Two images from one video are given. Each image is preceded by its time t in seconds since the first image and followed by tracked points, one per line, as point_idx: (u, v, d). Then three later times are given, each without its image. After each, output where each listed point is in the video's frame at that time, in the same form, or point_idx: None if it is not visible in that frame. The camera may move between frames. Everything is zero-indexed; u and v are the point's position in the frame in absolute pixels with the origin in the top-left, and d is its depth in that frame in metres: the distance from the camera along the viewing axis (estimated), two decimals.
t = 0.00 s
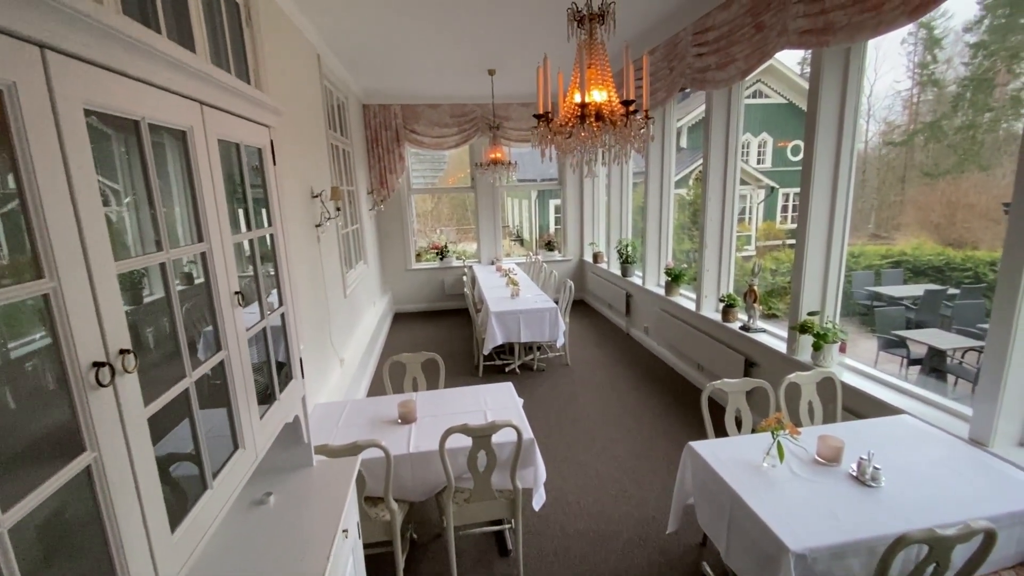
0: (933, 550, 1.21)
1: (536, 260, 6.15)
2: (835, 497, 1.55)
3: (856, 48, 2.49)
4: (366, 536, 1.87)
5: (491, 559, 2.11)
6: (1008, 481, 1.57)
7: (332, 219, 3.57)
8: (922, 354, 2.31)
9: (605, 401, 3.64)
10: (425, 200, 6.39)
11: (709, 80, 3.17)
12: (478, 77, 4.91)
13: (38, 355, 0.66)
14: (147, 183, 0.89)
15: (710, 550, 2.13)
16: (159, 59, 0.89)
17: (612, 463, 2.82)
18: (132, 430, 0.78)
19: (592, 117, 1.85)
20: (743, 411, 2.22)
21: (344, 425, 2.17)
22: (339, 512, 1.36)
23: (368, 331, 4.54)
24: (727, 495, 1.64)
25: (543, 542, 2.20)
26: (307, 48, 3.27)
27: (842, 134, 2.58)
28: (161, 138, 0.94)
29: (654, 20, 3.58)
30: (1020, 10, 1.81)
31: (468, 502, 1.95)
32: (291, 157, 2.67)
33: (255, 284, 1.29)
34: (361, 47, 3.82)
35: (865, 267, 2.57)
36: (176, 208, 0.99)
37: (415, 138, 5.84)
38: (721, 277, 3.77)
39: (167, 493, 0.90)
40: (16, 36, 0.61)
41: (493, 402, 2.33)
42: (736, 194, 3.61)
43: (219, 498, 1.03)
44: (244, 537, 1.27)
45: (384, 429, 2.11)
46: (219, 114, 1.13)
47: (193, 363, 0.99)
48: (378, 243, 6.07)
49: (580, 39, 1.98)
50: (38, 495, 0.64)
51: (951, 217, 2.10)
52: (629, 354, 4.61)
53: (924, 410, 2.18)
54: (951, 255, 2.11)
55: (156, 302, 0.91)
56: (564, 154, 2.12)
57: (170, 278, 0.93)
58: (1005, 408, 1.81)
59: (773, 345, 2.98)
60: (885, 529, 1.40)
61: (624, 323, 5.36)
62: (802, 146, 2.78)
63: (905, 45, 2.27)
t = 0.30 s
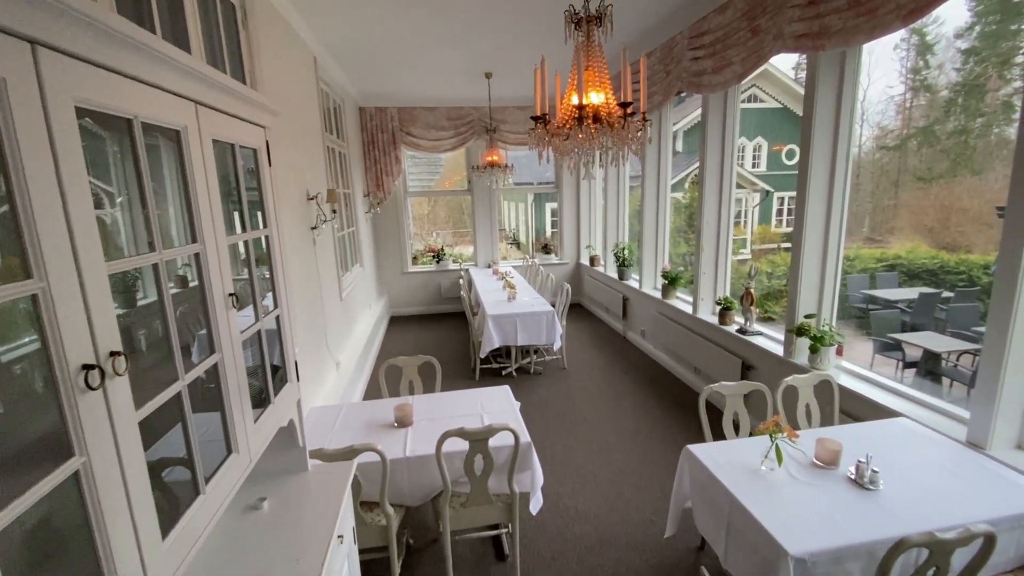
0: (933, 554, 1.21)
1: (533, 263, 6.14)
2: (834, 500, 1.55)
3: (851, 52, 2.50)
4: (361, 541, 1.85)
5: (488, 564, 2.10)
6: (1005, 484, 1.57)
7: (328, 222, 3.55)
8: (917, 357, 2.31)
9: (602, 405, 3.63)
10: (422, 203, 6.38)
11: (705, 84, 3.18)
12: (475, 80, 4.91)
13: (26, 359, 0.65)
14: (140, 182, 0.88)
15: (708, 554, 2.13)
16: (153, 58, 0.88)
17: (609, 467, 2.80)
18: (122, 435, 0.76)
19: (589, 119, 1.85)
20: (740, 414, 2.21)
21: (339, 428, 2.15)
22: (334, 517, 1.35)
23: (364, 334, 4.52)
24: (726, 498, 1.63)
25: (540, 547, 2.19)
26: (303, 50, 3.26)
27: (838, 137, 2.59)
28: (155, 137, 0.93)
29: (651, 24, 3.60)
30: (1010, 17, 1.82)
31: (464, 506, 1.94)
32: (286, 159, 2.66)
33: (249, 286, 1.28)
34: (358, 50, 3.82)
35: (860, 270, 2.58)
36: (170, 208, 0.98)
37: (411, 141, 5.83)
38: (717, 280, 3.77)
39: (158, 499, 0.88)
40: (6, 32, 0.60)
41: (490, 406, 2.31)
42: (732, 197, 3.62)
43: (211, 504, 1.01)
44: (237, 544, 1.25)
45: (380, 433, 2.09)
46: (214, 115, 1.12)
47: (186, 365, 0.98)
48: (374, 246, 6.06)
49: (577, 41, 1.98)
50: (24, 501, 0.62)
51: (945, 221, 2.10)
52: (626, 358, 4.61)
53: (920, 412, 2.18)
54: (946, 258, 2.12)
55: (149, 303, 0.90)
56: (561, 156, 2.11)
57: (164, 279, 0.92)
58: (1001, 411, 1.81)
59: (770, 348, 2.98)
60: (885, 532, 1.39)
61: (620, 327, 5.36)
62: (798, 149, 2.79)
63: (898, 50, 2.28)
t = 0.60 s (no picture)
0: (926, 562, 1.21)
1: (529, 268, 6.16)
2: (828, 507, 1.55)
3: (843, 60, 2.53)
4: (355, 551, 1.84)
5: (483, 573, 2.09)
6: (998, 491, 1.57)
7: (324, 228, 3.55)
8: (911, 362, 2.33)
9: (598, 411, 3.63)
10: (418, 209, 6.39)
11: (699, 92, 3.21)
12: (471, 87, 4.93)
13: (16, 372, 0.64)
14: (134, 194, 0.88)
15: (703, 561, 2.12)
16: (148, 69, 0.88)
17: (604, 474, 2.80)
18: (114, 446, 0.76)
19: (583, 128, 1.86)
20: (735, 421, 2.21)
21: (334, 436, 2.14)
22: (328, 527, 1.34)
23: (360, 341, 4.50)
24: (720, 506, 1.63)
25: (535, 554, 2.18)
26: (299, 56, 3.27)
27: (830, 144, 2.62)
28: (149, 148, 0.93)
29: (645, 32, 3.63)
30: (1001, 25, 1.85)
31: (459, 514, 1.93)
32: (282, 166, 2.66)
33: (243, 293, 1.27)
34: (355, 57, 3.83)
35: (853, 276, 2.60)
36: (164, 218, 0.98)
37: (408, 147, 5.84)
38: (712, 286, 3.79)
39: (150, 510, 0.88)
40: None
41: (485, 413, 2.31)
42: (726, 204, 3.64)
43: (204, 515, 1.00)
44: (229, 554, 1.24)
45: (374, 441, 2.08)
46: (209, 124, 1.12)
47: (179, 375, 0.97)
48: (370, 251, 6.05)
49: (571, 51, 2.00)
50: (14, 515, 0.62)
51: (938, 227, 2.12)
52: (622, 364, 4.61)
53: (914, 419, 2.19)
54: (938, 264, 2.14)
55: (142, 313, 0.89)
56: (556, 164, 2.12)
57: (158, 289, 0.92)
58: (993, 417, 1.83)
59: (764, 355, 2.99)
60: (879, 540, 1.40)
61: (616, 332, 5.37)
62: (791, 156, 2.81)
63: (890, 58, 2.31)
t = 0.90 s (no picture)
0: (920, 567, 1.22)
1: (526, 273, 6.16)
2: (823, 512, 1.55)
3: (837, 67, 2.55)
4: (351, 557, 1.83)
5: None
6: (992, 496, 1.58)
7: (321, 233, 3.55)
8: (906, 366, 2.34)
9: (594, 415, 3.63)
10: (415, 213, 6.40)
11: (694, 98, 3.23)
12: (468, 92, 4.96)
13: (10, 380, 0.64)
14: (130, 201, 0.88)
15: (699, 566, 2.12)
16: (145, 78, 0.89)
17: (601, 479, 2.80)
18: (108, 453, 0.76)
19: (579, 135, 1.87)
20: (731, 425, 2.22)
21: (329, 442, 2.13)
22: (324, 533, 1.34)
23: (356, 345, 4.50)
24: (716, 511, 1.64)
25: (531, 560, 2.18)
26: (296, 61, 3.28)
27: (825, 150, 2.64)
28: (145, 155, 0.93)
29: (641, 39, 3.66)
30: (994, 31, 1.88)
31: (455, 520, 1.93)
32: (279, 171, 2.66)
33: (238, 297, 1.27)
34: (352, 62, 3.84)
35: (849, 280, 2.61)
36: (159, 225, 0.98)
37: (405, 152, 5.86)
38: (708, 290, 3.80)
39: (144, 517, 0.87)
40: None
41: (482, 418, 2.31)
42: (722, 208, 3.66)
43: (199, 522, 1.00)
44: (223, 562, 1.24)
45: (371, 446, 2.08)
46: (206, 131, 1.13)
47: (175, 382, 0.97)
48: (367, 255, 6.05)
49: (566, 58, 2.01)
50: (9, 523, 0.62)
51: (932, 231, 2.14)
52: (619, 368, 4.62)
53: (909, 423, 2.21)
54: (933, 268, 2.16)
55: (138, 320, 0.89)
56: (552, 169, 2.13)
57: (153, 296, 0.92)
58: (987, 421, 1.84)
59: (760, 359, 3.00)
60: (874, 544, 1.40)
61: (613, 337, 5.38)
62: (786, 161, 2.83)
63: (884, 64, 2.34)
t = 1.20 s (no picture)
0: (918, 572, 1.22)
1: (524, 277, 6.17)
2: (821, 517, 1.55)
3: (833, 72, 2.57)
4: (348, 564, 1.82)
5: None
6: (990, 501, 1.58)
7: (319, 237, 3.55)
8: (904, 370, 2.34)
9: (593, 420, 3.63)
10: (413, 218, 6.40)
11: (691, 104, 3.25)
12: (467, 97, 4.98)
13: (6, 390, 0.64)
14: (128, 209, 0.89)
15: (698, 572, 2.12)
16: (144, 87, 0.89)
17: (600, 484, 2.80)
18: (105, 462, 0.76)
19: (576, 141, 1.88)
20: (729, 430, 2.22)
21: (327, 448, 2.13)
22: (321, 540, 1.33)
23: (354, 350, 4.49)
24: (715, 517, 1.63)
25: (530, 566, 2.17)
26: (295, 67, 3.29)
27: (821, 155, 2.66)
28: (143, 163, 0.94)
29: (639, 45, 3.68)
30: (988, 36, 1.90)
31: (453, 526, 1.92)
32: (277, 176, 2.67)
33: (236, 302, 1.27)
34: (351, 67, 3.86)
35: (846, 284, 2.62)
36: (157, 232, 0.98)
37: (404, 156, 5.87)
38: (706, 294, 3.81)
39: (140, 525, 0.87)
40: None
41: (481, 423, 2.31)
42: (719, 213, 3.67)
43: (195, 530, 1.00)
44: (220, 569, 1.23)
45: (368, 452, 2.07)
46: (204, 138, 1.13)
47: (172, 390, 0.97)
48: (365, 260, 6.05)
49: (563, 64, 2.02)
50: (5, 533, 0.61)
51: (929, 236, 2.15)
52: (617, 372, 4.62)
53: (906, 428, 2.21)
54: (930, 272, 2.17)
55: (135, 327, 0.89)
56: (549, 175, 2.14)
57: (151, 304, 0.92)
58: (984, 426, 1.84)
59: (758, 363, 3.01)
60: (872, 550, 1.40)
61: (611, 341, 5.39)
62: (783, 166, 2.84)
63: (880, 69, 2.36)
